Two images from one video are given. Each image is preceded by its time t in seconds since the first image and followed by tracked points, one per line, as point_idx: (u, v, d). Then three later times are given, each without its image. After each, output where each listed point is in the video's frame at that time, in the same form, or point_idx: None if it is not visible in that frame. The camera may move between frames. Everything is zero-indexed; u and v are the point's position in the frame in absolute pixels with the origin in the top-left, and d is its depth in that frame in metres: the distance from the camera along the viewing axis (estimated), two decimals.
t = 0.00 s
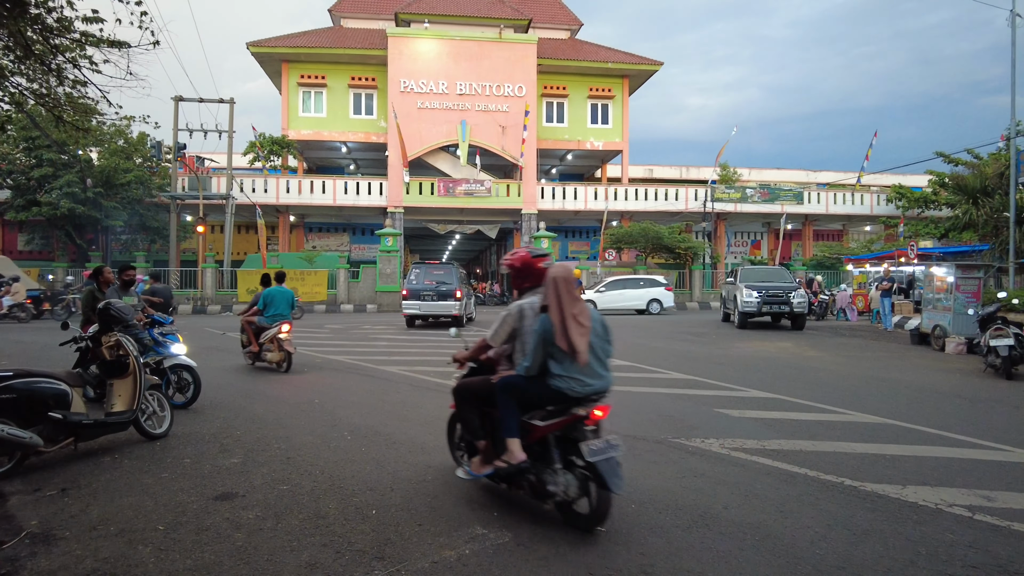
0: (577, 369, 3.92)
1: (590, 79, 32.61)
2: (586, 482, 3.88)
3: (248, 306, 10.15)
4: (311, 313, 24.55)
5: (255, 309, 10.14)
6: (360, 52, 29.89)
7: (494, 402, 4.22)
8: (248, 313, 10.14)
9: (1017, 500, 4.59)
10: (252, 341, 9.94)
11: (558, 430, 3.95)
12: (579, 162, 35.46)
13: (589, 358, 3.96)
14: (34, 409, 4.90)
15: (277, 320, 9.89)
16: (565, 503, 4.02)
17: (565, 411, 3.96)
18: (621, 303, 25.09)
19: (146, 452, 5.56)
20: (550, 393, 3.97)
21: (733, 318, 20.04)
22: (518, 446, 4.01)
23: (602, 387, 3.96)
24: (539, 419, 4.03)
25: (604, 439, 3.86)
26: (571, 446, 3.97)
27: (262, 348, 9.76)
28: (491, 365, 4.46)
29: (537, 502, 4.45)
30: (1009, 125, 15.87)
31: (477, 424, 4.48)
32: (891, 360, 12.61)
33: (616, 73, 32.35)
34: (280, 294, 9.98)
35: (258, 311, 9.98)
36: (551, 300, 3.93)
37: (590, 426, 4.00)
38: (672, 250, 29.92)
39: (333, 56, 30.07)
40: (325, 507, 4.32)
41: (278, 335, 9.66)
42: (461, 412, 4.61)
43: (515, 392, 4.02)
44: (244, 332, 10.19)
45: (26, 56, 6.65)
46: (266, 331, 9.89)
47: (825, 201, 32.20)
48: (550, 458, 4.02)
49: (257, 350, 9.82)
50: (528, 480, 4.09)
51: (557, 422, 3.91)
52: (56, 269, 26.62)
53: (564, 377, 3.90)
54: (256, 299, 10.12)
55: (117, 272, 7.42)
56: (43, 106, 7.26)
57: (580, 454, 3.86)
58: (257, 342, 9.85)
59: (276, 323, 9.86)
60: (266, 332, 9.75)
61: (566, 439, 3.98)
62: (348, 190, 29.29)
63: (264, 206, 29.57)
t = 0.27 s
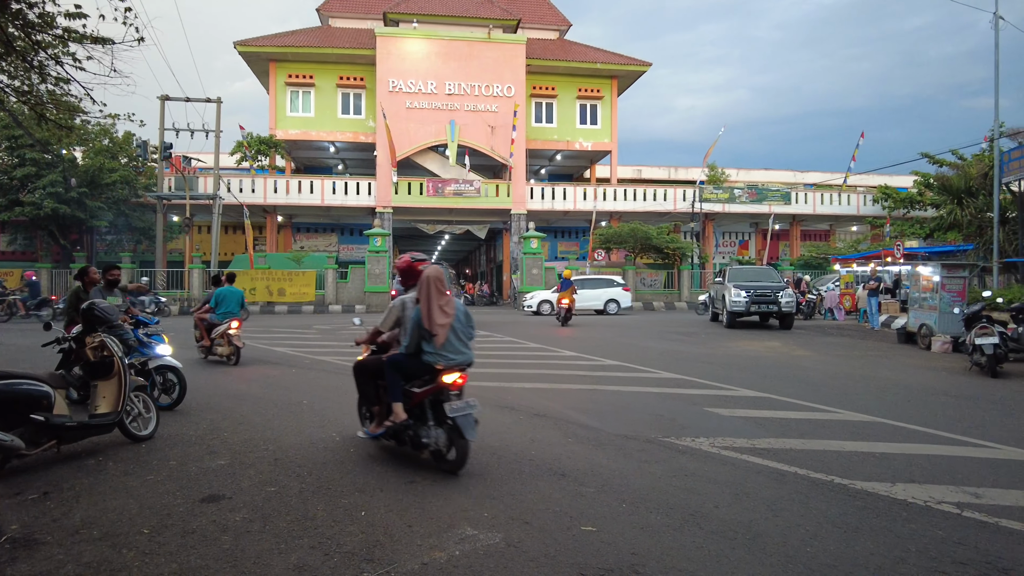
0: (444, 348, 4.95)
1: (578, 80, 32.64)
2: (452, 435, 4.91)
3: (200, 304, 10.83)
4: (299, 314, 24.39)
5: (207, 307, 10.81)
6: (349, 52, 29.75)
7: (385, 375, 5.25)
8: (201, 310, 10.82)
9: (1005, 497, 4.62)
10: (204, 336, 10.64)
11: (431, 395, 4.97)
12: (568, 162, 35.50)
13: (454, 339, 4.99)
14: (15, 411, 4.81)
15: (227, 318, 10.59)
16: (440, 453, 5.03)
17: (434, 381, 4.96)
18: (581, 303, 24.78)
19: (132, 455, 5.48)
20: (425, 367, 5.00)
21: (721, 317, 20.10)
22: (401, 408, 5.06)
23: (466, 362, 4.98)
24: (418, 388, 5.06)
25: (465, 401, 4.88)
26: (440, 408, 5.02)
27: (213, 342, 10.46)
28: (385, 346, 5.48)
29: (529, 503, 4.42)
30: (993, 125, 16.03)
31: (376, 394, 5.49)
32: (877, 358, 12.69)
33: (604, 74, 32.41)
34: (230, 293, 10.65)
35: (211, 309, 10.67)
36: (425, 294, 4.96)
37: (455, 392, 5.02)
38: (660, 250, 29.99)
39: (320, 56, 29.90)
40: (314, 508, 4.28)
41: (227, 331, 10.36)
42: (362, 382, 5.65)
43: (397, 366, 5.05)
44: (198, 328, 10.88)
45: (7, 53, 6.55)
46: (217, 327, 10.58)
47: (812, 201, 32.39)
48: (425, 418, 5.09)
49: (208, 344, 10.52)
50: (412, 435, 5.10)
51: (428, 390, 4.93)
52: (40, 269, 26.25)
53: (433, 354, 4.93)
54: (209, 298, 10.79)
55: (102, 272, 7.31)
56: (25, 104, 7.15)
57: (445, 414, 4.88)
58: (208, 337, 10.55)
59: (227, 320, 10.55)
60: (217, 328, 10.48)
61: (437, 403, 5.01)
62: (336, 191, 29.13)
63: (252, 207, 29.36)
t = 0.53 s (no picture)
0: (352, 334, 5.96)
1: (568, 80, 32.66)
2: (360, 406, 5.91)
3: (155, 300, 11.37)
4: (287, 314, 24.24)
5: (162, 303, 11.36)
6: (337, 51, 29.61)
7: (303, 358, 6.21)
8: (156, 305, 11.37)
9: (993, 492, 4.65)
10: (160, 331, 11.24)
11: (342, 373, 5.97)
12: (557, 162, 35.53)
13: (361, 327, 6.00)
14: None
15: (182, 315, 11.16)
16: (352, 420, 6.02)
17: (344, 361, 5.98)
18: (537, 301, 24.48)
19: (118, 456, 5.41)
20: (337, 350, 5.99)
21: (710, 316, 20.18)
22: (317, 384, 6.06)
23: (370, 345, 6.00)
24: (332, 368, 6.06)
25: (370, 378, 5.90)
26: (350, 384, 6.02)
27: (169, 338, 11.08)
28: (306, 334, 6.44)
29: (520, 501, 4.40)
30: (978, 126, 16.18)
31: (297, 374, 6.41)
32: (865, 357, 12.77)
33: (593, 74, 32.46)
34: (184, 292, 11.18)
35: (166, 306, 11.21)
36: (336, 290, 5.98)
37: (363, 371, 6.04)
38: (649, 250, 30.07)
39: (309, 55, 29.74)
40: (303, 508, 4.24)
41: (183, 327, 10.97)
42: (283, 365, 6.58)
43: (313, 350, 6.03)
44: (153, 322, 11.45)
45: None
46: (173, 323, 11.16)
47: (799, 201, 32.57)
48: (337, 392, 6.09)
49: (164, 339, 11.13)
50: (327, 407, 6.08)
51: (340, 369, 5.94)
52: (23, 270, 25.92)
53: (342, 340, 5.93)
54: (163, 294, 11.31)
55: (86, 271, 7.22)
56: (8, 100, 7.05)
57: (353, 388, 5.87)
58: (164, 333, 11.15)
59: (182, 317, 11.13)
60: (172, 324, 11.06)
61: (348, 379, 6.01)
62: (325, 190, 28.99)
63: (240, 206, 29.16)
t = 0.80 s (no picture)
0: (282, 326, 6.92)
1: (558, 80, 32.69)
2: (287, 387, 6.81)
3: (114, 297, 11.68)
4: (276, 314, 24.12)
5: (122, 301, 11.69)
6: (327, 50, 29.48)
7: (240, 348, 7.13)
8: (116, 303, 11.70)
9: (979, 490, 4.69)
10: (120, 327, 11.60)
11: (272, 359, 6.89)
12: (548, 162, 35.55)
13: (290, 321, 6.97)
14: None
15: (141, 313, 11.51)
16: (280, 401, 6.92)
17: (275, 350, 6.91)
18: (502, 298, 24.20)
19: (104, 457, 5.36)
20: (269, 340, 6.93)
21: (699, 316, 20.25)
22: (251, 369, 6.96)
23: (298, 336, 6.98)
24: (264, 355, 6.99)
25: (296, 363, 6.83)
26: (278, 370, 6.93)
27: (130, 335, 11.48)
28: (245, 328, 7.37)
29: (510, 501, 4.40)
30: (963, 128, 16.33)
31: (237, 362, 7.35)
32: (853, 356, 12.85)
33: (583, 75, 32.51)
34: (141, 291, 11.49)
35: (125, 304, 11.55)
36: (270, 289, 6.96)
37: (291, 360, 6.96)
38: (639, 251, 30.15)
39: (298, 54, 29.59)
40: (292, 509, 4.21)
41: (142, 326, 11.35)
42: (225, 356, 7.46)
43: (249, 340, 6.96)
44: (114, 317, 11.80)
45: None
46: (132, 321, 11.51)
47: (788, 202, 32.74)
48: (268, 376, 7.00)
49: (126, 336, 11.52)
50: (259, 389, 7.00)
51: (270, 356, 6.87)
52: (8, 269, 25.62)
53: (274, 331, 6.89)
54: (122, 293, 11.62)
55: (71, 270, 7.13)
56: None
57: (280, 372, 6.78)
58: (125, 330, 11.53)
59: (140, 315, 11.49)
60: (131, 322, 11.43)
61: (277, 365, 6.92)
62: (314, 190, 28.83)
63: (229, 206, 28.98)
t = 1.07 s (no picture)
0: (223, 320, 7.64)
1: (548, 80, 32.71)
2: (229, 374, 7.54)
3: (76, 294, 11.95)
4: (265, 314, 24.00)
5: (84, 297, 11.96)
6: (317, 49, 29.35)
7: (184, 341, 7.76)
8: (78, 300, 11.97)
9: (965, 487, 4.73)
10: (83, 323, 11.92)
11: (215, 350, 7.57)
12: (538, 163, 35.57)
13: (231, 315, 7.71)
14: None
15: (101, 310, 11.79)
16: (224, 386, 7.62)
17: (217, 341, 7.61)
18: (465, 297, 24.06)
19: (90, 458, 5.31)
20: (211, 333, 7.61)
21: (688, 316, 20.32)
22: (196, 360, 7.61)
23: (238, 328, 7.72)
24: (208, 347, 7.66)
25: (237, 353, 7.57)
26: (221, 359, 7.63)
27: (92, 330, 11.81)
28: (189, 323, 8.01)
29: (499, 500, 4.39)
30: (949, 130, 16.49)
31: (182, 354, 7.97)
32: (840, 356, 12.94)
33: (573, 75, 32.56)
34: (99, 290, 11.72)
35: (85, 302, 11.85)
36: (212, 288, 7.68)
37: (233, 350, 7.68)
38: (629, 251, 30.23)
39: (287, 53, 29.44)
40: (281, 509, 4.19)
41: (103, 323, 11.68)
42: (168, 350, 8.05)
43: (194, 333, 7.62)
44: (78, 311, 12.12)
45: None
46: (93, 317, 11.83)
47: (777, 202, 32.92)
48: (211, 365, 7.68)
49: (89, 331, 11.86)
50: (204, 376, 7.65)
51: (213, 346, 7.55)
52: None
53: (216, 324, 7.59)
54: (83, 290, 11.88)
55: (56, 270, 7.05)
56: None
57: (223, 361, 7.49)
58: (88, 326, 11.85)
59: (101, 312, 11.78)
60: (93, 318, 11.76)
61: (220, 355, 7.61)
62: (303, 189, 28.69)
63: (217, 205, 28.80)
